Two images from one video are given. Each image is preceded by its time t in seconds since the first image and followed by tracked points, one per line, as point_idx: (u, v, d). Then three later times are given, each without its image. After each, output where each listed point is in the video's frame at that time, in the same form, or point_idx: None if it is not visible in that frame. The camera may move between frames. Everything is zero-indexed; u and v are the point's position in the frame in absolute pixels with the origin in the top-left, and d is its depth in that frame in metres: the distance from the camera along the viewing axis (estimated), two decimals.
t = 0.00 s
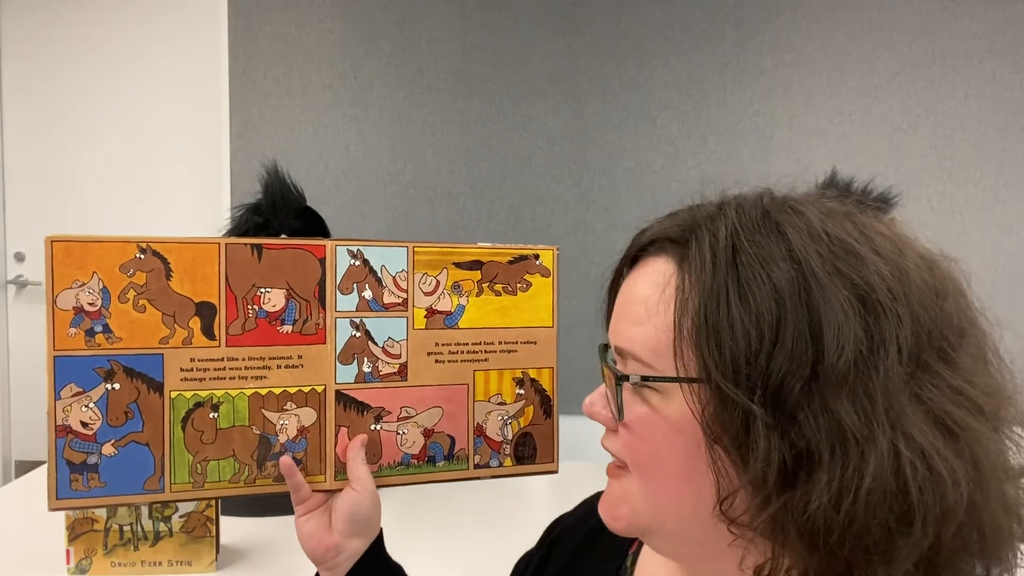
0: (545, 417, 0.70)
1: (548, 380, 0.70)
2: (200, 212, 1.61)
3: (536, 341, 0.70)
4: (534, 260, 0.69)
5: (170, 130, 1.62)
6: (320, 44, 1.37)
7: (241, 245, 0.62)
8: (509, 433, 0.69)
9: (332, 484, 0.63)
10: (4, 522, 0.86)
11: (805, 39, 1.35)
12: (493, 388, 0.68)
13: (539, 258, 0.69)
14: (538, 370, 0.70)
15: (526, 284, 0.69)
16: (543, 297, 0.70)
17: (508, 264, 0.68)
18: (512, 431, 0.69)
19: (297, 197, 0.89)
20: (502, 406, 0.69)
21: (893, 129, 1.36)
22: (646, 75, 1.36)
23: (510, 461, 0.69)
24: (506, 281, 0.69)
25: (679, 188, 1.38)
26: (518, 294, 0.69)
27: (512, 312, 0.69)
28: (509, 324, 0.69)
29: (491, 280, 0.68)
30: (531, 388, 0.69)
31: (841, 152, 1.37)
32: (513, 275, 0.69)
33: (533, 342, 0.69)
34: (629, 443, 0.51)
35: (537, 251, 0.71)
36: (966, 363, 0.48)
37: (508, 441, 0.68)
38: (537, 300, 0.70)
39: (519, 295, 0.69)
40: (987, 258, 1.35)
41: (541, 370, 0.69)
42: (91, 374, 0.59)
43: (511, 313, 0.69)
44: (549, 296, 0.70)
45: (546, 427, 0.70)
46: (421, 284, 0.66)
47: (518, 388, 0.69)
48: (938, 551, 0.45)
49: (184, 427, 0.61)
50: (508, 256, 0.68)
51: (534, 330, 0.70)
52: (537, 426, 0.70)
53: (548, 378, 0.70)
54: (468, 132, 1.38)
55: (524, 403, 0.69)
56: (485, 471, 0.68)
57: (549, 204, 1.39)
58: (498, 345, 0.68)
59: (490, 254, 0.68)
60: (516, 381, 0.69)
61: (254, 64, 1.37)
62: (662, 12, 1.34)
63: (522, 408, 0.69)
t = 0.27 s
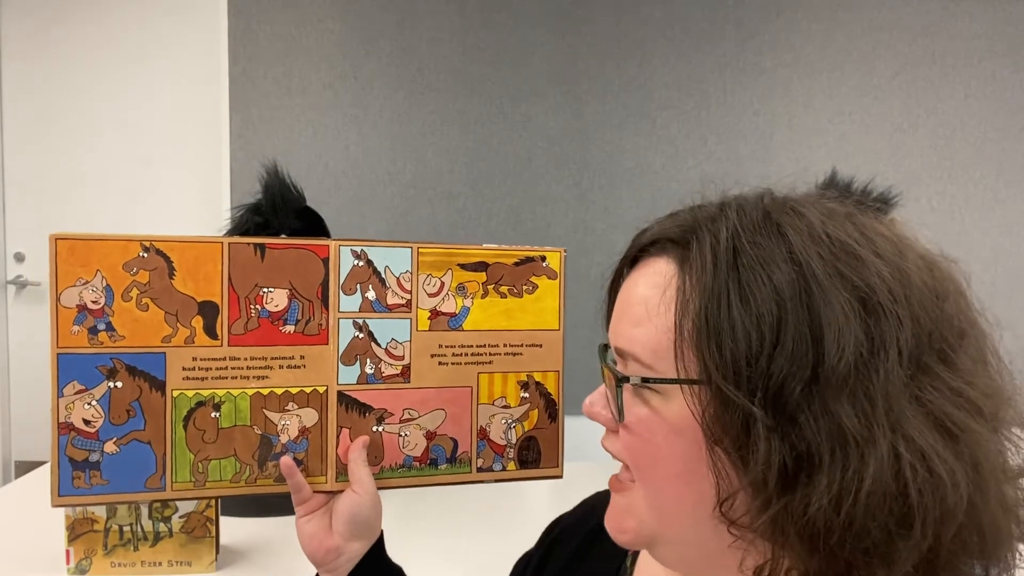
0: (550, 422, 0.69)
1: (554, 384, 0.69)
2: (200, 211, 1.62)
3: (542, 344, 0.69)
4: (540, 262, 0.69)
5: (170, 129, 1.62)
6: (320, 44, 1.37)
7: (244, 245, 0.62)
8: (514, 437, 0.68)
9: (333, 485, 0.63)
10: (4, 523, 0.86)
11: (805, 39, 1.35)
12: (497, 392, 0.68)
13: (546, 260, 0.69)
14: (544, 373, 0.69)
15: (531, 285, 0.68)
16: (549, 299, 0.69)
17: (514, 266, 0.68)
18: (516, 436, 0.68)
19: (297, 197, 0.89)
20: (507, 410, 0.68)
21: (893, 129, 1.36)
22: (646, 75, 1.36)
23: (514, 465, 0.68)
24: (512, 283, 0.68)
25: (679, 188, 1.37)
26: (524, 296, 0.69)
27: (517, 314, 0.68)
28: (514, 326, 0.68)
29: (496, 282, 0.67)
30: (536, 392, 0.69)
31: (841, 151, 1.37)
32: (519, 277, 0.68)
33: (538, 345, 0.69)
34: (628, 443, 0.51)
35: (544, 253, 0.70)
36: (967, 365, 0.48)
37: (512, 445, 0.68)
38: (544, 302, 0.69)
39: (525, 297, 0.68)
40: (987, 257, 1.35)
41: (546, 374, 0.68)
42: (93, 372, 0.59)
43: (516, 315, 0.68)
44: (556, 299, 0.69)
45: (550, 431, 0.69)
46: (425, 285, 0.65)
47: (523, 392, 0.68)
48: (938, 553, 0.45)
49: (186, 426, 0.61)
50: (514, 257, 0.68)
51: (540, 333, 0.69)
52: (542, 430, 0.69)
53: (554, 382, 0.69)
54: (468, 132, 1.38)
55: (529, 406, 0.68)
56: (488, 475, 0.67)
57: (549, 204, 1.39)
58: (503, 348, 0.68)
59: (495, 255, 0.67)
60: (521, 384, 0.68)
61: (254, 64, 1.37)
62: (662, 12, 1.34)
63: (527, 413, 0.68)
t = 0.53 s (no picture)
0: (553, 424, 0.69)
1: (558, 386, 0.69)
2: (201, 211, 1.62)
3: (546, 346, 0.69)
4: (545, 263, 0.69)
5: (170, 129, 1.62)
6: (320, 44, 1.37)
7: (245, 246, 0.62)
8: (517, 439, 0.68)
9: (334, 486, 0.63)
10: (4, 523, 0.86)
11: (805, 39, 1.35)
12: (500, 394, 0.68)
13: (550, 261, 0.69)
14: (548, 376, 0.69)
15: (535, 287, 0.68)
16: (553, 301, 0.69)
17: (517, 267, 0.68)
18: (519, 438, 0.68)
19: (297, 197, 0.89)
20: (510, 412, 0.68)
21: (893, 129, 1.36)
22: (646, 75, 1.36)
23: (517, 467, 0.68)
24: (516, 284, 0.68)
25: (679, 188, 1.37)
26: (528, 298, 0.68)
27: (521, 316, 0.68)
28: (517, 328, 0.68)
29: (499, 283, 0.67)
30: (539, 395, 0.68)
31: (841, 151, 1.37)
32: (523, 278, 0.68)
33: (542, 347, 0.69)
34: (622, 440, 0.51)
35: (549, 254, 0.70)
36: (963, 370, 0.48)
37: (515, 448, 0.68)
38: (548, 304, 0.69)
39: (528, 299, 0.68)
40: (987, 257, 1.35)
41: (550, 376, 0.68)
42: (95, 372, 0.59)
43: (520, 317, 0.68)
44: (560, 300, 0.69)
45: (554, 433, 0.69)
46: (427, 287, 0.65)
47: (526, 394, 0.68)
48: (928, 557, 0.45)
49: (186, 426, 0.61)
50: (517, 258, 0.68)
51: (543, 335, 0.69)
52: (545, 433, 0.69)
53: (558, 384, 0.69)
54: (468, 133, 1.38)
55: (533, 409, 0.68)
56: (491, 477, 0.67)
57: (549, 204, 1.39)
58: (506, 350, 0.67)
59: (499, 256, 0.67)
60: (524, 386, 0.68)
61: (254, 64, 1.37)
62: (662, 12, 1.34)
63: (530, 415, 0.68)
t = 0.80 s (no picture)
0: (553, 424, 0.69)
1: (558, 386, 0.69)
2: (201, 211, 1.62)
3: (546, 346, 0.69)
4: (544, 263, 0.69)
5: (170, 129, 1.62)
6: (320, 44, 1.37)
7: (245, 246, 0.62)
8: (517, 440, 0.68)
9: (334, 486, 0.63)
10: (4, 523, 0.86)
11: (805, 39, 1.35)
12: (499, 394, 0.68)
13: (549, 261, 0.69)
14: (548, 376, 0.69)
15: (535, 287, 0.68)
16: (552, 301, 0.69)
17: (516, 267, 0.68)
18: (520, 438, 0.68)
19: (296, 197, 0.89)
20: (510, 412, 0.68)
21: (893, 129, 1.36)
22: (646, 75, 1.36)
23: (517, 467, 0.68)
24: (515, 284, 0.68)
25: (679, 188, 1.37)
26: (528, 298, 0.68)
27: (520, 316, 0.68)
28: (517, 329, 0.68)
29: (498, 283, 0.67)
30: (539, 395, 0.68)
31: (841, 151, 1.37)
32: (522, 278, 0.68)
33: (542, 347, 0.68)
34: (620, 441, 0.51)
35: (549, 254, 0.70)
36: (963, 373, 0.47)
37: (515, 448, 0.68)
38: (548, 304, 0.69)
39: (528, 299, 0.68)
40: (987, 257, 1.35)
41: (550, 376, 0.68)
42: (98, 372, 0.59)
43: (520, 317, 0.68)
44: (559, 300, 0.69)
45: (554, 433, 0.69)
46: (426, 287, 0.65)
47: (526, 394, 0.68)
48: (925, 562, 0.45)
49: (187, 426, 0.61)
50: (517, 259, 0.68)
51: (543, 335, 0.69)
52: (546, 433, 0.69)
53: (558, 384, 0.69)
54: (468, 133, 1.38)
55: (533, 409, 0.68)
56: (491, 478, 0.67)
57: (549, 204, 1.39)
58: (506, 350, 0.67)
59: (498, 256, 0.67)
60: (524, 386, 0.68)
61: (253, 64, 1.37)
62: (662, 12, 1.34)
63: (530, 415, 0.68)
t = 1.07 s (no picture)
0: (553, 424, 0.69)
1: (557, 386, 0.69)
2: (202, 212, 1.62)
3: (545, 346, 0.69)
4: (543, 263, 0.69)
5: (170, 129, 1.62)
6: (320, 44, 1.37)
7: (244, 247, 0.62)
8: (516, 439, 0.68)
9: (334, 487, 0.63)
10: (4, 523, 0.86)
11: (805, 38, 1.35)
12: (499, 394, 0.68)
13: (549, 261, 0.69)
14: (547, 376, 0.69)
15: (534, 286, 0.68)
16: (551, 301, 0.69)
17: (515, 267, 0.68)
18: (519, 438, 0.68)
19: (296, 197, 0.89)
20: (509, 412, 0.68)
21: (893, 129, 1.36)
22: (646, 75, 1.36)
23: (517, 467, 0.68)
24: (514, 284, 0.68)
25: (679, 188, 1.37)
26: (527, 297, 0.68)
27: (520, 316, 0.68)
28: (516, 328, 0.68)
29: (498, 283, 0.67)
30: (539, 395, 0.68)
31: (841, 151, 1.37)
32: (522, 278, 0.68)
33: (541, 347, 0.68)
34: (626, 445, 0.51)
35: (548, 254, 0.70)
36: (967, 373, 0.48)
37: (515, 448, 0.68)
38: (547, 303, 0.69)
39: (527, 298, 0.68)
40: (987, 257, 1.35)
41: (550, 376, 0.68)
42: (99, 372, 0.59)
43: (519, 316, 0.68)
44: (558, 299, 0.69)
45: (554, 433, 0.69)
46: (426, 287, 0.65)
47: (525, 394, 0.68)
48: (933, 562, 0.45)
49: (188, 426, 0.61)
50: (515, 258, 0.68)
51: (543, 335, 0.69)
52: (546, 433, 0.69)
53: (557, 384, 0.69)
54: (468, 132, 1.38)
55: (533, 408, 0.68)
56: (491, 477, 0.67)
57: (549, 204, 1.39)
58: (505, 350, 0.67)
59: (497, 256, 0.67)
60: (523, 386, 0.68)
61: (254, 64, 1.37)
62: (662, 12, 1.34)
63: (529, 415, 0.68)
